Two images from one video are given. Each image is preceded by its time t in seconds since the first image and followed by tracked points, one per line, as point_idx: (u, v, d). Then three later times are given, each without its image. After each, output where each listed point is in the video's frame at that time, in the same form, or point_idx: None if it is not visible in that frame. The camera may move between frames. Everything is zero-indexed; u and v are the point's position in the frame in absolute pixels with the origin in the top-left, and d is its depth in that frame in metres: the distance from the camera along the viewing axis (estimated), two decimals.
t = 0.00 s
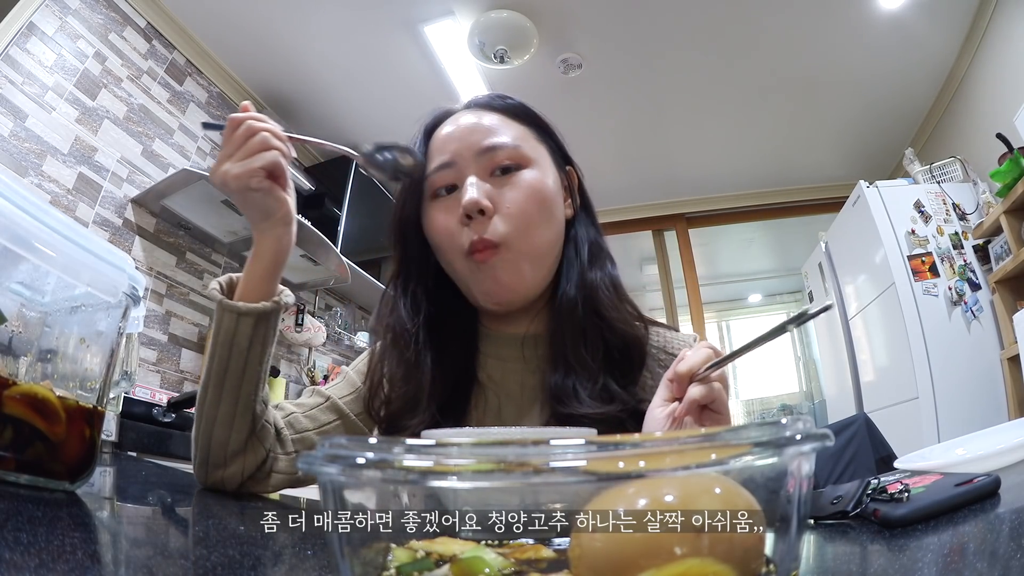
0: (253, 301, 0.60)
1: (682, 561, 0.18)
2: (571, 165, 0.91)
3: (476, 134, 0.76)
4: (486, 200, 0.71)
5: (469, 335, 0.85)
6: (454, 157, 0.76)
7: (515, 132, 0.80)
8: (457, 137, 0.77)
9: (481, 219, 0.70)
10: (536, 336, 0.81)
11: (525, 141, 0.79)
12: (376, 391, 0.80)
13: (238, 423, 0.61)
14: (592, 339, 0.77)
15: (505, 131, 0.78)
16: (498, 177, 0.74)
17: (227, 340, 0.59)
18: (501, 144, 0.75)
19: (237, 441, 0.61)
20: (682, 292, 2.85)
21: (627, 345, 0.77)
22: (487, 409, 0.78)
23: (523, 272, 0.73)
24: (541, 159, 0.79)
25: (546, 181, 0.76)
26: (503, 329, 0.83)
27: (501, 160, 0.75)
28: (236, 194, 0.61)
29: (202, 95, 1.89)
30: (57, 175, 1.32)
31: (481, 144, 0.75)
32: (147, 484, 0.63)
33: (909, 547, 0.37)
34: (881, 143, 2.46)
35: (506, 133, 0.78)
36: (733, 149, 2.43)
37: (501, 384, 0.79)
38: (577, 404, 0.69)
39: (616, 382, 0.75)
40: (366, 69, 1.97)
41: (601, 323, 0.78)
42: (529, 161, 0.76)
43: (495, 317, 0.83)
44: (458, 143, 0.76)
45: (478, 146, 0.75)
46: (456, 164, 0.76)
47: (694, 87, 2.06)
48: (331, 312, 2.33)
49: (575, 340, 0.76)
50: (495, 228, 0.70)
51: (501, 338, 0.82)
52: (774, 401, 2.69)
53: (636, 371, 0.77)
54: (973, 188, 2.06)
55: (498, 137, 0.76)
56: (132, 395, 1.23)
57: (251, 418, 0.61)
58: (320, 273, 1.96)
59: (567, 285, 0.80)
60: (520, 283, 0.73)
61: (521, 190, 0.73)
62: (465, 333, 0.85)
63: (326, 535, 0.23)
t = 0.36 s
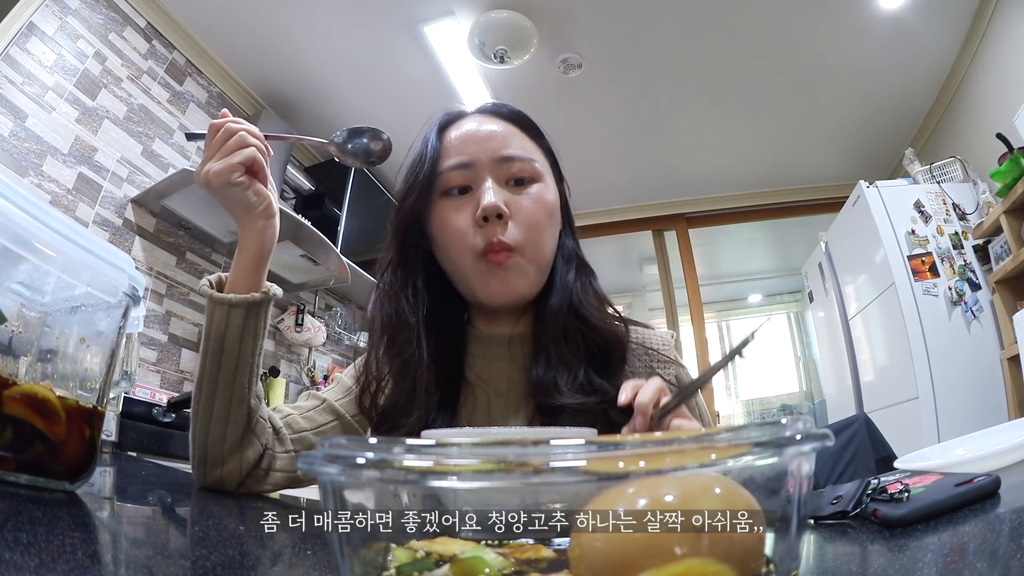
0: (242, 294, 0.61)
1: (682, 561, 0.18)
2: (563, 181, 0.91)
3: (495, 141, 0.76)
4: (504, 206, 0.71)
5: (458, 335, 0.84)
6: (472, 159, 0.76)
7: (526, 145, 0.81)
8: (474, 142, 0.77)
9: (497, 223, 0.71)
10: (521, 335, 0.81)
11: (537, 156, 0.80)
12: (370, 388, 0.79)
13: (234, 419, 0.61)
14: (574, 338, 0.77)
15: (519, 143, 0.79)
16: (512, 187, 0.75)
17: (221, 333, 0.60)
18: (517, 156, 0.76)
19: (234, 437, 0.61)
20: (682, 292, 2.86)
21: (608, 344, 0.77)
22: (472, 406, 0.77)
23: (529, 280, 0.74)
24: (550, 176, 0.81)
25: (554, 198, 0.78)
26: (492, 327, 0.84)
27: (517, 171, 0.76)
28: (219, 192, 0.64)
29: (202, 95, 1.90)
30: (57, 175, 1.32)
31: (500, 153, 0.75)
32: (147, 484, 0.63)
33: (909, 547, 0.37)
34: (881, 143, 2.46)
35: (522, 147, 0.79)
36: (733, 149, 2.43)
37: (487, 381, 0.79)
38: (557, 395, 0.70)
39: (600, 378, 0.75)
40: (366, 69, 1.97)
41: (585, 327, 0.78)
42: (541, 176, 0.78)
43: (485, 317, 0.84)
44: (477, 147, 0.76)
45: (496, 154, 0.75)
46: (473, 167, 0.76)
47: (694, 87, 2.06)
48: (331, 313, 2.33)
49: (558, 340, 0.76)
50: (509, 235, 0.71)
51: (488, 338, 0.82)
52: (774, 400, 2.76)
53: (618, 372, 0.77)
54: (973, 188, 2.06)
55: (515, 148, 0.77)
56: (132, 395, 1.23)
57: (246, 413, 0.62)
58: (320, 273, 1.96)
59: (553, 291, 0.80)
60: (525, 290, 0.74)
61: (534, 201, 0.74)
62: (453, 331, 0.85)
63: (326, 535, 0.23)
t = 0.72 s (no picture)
0: (277, 320, 0.55)
1: (682, 561, 0.18)
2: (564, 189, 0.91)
3: (497, 154, 0.75)
4: (507, 220, 0.71)
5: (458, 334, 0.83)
6: (476, 174, 0.74)
7: (527, 155, 0.81)
8: (476, 154, 0.75)
9: (501, 237, 0.71)
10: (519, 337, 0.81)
11: (538, 168, 0.80)
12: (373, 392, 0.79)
13: (251, 434, 0.60)
14: (571, 342, 0.78)
15: (521, 155, 0.78)
16: (515, 201, 0.75)
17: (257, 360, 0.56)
18: (520, 169, 0.75)
19: (247, 448, 0.61)
20: (682, 292, 2.86)
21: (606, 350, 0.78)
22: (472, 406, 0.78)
23: (531, 289, 0.75)
24: (550, 187, 0.81)
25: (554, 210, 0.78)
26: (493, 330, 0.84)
27: (520, 184, 0.75)
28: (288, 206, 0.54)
29: (202, 95, 1.90)
30: (57, 175, 1.32)
31: (504, 168, 0.74)
32: (147, 484, 0.63)
33: (909, 547, 0.37)
34: (881, 143, 2.46)
35: (524, 159, 0.78)
36: (733, 148, 2.43)
37: (487, 380, 0.79)
38: (554, 396, 0.71)
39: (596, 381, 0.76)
40: (366, 69, 1.97)
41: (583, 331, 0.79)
42: (543, 188, 0.77)
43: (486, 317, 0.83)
44: (481, 161, 0.75)
45: (499, 168, 0.74)
46: (477, 181, 0.74)
47: (694, 87, 2.06)
48: (331, 312, 2.33)
49: (555, 345, 0.76)
50: (512, 249, 0.71)
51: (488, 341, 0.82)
52: (774, 400, 2.77)
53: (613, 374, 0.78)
54: (973, 188, 2.06)
55: (517, 161, 0.76)
56: (132, 395, 1.22)
57: (264, 428, 0.61)
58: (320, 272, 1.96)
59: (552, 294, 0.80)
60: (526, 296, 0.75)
61: (537, 215, 0.74)
62: (452, 333, 0.84)
63: (326, 535, 0.23)
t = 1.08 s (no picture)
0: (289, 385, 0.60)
1: (682, 560, 0.18)
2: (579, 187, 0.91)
3: (508, 153, 0.76)
4: (519, 219, 0.71)
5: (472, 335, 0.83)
6: (486, 174, 0.75)
7: (539, 153, 0.81)
8: (486, 154, 0.76)
9: (513, 236, 0.70)
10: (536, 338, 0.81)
11: (551, 166, 0.79)
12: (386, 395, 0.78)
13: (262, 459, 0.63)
14: (588, 343, 0.77)
15: (532, 153, 0.78)
16: (526, 199, 0.75)
17: (273, 415, 0.58)
18: (530, 167, 0.75)
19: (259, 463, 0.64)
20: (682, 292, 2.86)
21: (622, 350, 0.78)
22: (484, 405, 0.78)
23: (549, 289, 0.74)
24: (565, 185, 0.80)
25: (568, 208, 0.78)
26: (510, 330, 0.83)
27: (530, 183, 0.75)
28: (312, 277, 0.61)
29: (202, 95, 1.90)
30: (57, 175, 1.32)
31: (514, 167, 0.75)
32: (147, 484, 0.63)
33: (909, 547, 0.37)
34: (882, 143, 2.46)
35: (535, 157, 0.78)
36: (734, 149, 2.43)
37: (500, 382, 0.80)
38: (570, 398, 0.71)
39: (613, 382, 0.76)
40: (366, 69, 1.97)
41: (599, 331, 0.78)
42: (555, 186, 0.77)
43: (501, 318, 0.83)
44: (491, 161, 0.75)
45: (510, 167, 0.75)
46: (488, 181, 0.75)
47: (694, 87, 2.06)
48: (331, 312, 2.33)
49: (572, 345, 0.76)
50: (526, 247, 0.71)
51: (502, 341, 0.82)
52: (774, 400, 2.78)
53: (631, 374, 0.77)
54: (973, 188, 2.06)
55: (527, 160, 0.76)
56: (132, 395, 1.22)
57: (280, 450, 0.63)
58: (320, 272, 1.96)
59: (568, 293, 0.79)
60: (544, 296, 0.74)
61: (550, 213, 0.74)
62: (467, 334, 0.83)
63: (326, 535, 0.23)
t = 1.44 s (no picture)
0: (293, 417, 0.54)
1: (682, 560, 0.18)
2: (593, 184, 0.91)
3: (518, 152, 0.75)
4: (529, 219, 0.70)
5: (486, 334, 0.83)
6: (496, 173, 0.74)
7: (550, 151, 0.80)
8: (496, 153, 0.75)
9: (523, 236, 0.70)
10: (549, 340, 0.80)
11: (563, 165, 0.79)
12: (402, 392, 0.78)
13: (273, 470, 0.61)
14: (604, 344, 0.77)
15: (543, 151, 0.77)
16: (537, 199, 0.74)
17: (282, 438, 0.55)
18: (541, 166, 0.74)
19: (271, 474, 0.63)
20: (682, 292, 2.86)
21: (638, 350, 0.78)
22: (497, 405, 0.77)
23: (558, 290, 0.73)
24: (576, 184, 0.79)
25: (579, 207, 0.77)
26: (523, 330, 0.80)
27: (541, 183, 0.74)
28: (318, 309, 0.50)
29: (202, 95, 1.90)
30: (57, 175, 1.32)
31: (524, 166, 0.74)
32: (147, 484, 0.63)
33: (909, 547, 0.37)
34: (882, 143, 2.46)
35: (546, 155, 0.77)
36: (734, 149, 2.43)
37: (512, 383, 0.78)
38: (584, 401, 0.71)
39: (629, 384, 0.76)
40: (367, 69, 1.97)
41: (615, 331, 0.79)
42: (566, 185, 0.76)
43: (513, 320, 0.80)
44: (501, 160, 0.74)
45: (520, 166, 0.74)
46: (498, 181, 0.74)
47: (694, 87, 2.07)
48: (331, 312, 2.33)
49: (588, 346, 0.77)
50: (535, 248, 0.70)
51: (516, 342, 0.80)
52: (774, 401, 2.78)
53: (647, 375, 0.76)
54: (973, 188, 2.05)
55: (538, 159, 0.75)
56: (132, 396, 1.23)
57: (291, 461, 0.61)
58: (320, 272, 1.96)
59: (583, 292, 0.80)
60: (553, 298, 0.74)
61: (560, 213, 0.73)
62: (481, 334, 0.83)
63: (326, 534, 0.23)
